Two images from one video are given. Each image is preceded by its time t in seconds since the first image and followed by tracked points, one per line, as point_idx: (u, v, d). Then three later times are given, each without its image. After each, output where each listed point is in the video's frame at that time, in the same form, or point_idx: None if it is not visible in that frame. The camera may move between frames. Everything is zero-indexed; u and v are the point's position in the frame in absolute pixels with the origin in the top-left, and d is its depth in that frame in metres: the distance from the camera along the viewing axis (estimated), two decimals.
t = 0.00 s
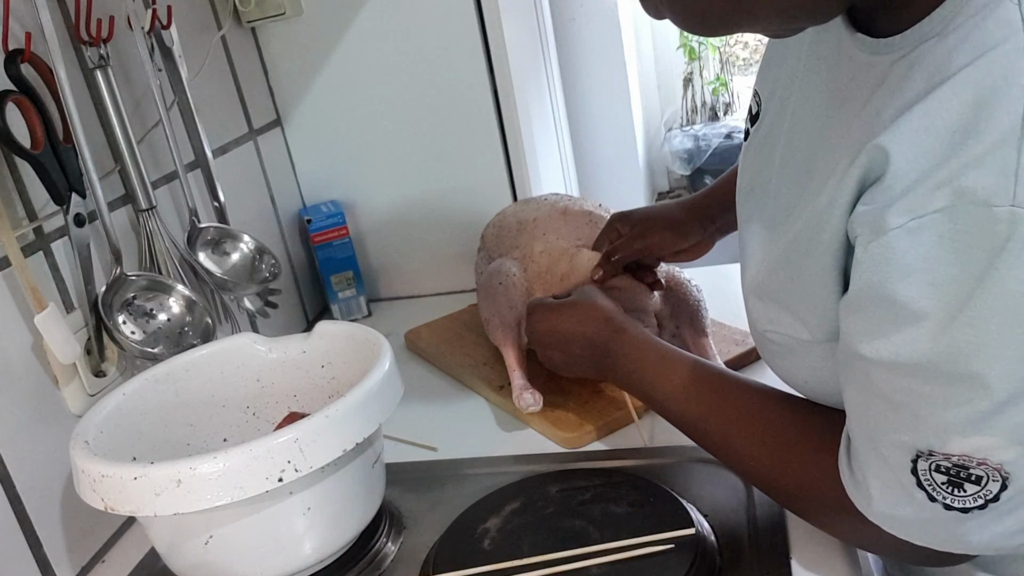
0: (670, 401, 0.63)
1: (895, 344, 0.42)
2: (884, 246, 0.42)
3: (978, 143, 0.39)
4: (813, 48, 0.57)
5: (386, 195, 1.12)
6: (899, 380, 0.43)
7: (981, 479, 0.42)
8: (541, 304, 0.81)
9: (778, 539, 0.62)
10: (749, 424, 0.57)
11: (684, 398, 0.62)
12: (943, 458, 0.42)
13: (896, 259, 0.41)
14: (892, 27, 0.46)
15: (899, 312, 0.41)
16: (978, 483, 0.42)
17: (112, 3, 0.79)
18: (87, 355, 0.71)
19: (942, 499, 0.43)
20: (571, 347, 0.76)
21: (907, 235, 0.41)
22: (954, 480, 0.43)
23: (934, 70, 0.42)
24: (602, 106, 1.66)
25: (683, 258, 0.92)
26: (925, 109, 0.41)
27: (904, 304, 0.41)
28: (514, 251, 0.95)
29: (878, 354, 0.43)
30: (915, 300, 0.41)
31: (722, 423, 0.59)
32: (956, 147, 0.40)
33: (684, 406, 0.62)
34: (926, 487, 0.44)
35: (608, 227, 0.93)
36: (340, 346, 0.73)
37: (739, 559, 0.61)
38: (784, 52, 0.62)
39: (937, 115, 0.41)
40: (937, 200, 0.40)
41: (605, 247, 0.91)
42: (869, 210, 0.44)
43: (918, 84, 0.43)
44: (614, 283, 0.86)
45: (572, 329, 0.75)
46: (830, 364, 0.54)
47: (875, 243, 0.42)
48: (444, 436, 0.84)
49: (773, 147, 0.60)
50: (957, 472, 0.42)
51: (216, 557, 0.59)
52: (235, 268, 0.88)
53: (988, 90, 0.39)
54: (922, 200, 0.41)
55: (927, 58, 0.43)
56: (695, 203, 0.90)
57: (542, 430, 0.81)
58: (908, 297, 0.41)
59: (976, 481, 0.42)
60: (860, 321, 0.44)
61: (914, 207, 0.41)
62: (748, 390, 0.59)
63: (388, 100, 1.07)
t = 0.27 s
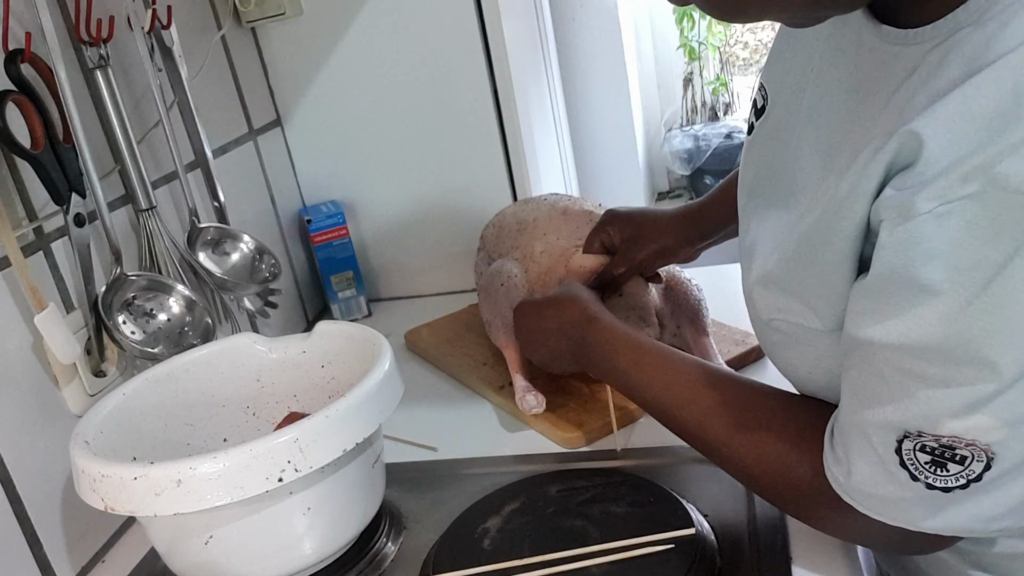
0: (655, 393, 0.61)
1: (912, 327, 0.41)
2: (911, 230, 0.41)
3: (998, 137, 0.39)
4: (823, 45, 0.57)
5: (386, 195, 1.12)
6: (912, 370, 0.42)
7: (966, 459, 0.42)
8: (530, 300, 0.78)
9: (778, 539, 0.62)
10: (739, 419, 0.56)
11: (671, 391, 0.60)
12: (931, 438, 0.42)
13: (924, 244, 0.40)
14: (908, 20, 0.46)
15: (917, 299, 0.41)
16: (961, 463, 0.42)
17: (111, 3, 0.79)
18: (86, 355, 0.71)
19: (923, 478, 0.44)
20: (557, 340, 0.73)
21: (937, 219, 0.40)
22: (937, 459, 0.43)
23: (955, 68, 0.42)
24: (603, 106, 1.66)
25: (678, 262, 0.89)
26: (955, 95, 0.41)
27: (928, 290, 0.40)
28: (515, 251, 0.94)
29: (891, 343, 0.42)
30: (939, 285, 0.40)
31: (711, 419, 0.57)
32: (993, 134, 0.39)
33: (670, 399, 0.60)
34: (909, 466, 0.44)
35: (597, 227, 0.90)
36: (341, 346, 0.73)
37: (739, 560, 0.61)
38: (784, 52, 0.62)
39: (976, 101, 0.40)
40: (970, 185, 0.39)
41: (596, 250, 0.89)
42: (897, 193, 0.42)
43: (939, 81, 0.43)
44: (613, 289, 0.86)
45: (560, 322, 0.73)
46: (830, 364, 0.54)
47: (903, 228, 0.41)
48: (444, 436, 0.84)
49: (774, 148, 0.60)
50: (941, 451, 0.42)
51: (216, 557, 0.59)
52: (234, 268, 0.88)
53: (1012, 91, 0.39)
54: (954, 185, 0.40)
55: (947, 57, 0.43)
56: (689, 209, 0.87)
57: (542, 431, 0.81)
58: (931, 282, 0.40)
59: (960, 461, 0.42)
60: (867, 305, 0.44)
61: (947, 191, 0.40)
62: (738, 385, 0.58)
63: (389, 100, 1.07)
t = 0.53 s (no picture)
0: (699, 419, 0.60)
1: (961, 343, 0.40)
2: (960, 241, 0.39)
3: (1005, 133, 0.39)
4: (828, 43, 0.57)
5: (386, 196, 1.12)
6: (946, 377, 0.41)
7: None
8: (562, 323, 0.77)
9: (779, 539, 0.62)
10: (785, 446, 0.54)
11: (715, 417, 0.59)
12: (996, 463, 0.40)
13: (978, 255, 0.39)
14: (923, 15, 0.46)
15: (961, 308, 0.40)
16: None
17: (111, 3, 0.79)
18: (87, 355, 0.71)
19: (990, 505, 0.42)
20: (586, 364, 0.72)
21: (987, 228, 0.38)
22: (1007, 487, 0.41)
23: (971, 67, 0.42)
24: (602, 106, 1.66)
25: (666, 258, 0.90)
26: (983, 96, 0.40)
27: (981, 303, 0.39)
28: (514, 252, 0.94)
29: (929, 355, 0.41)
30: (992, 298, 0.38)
31: (755, 445, 0.56)
32: None
33: (712, 425, 0.59)
34: (975, 494, 0.42)
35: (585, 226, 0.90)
36: (341, 346, 0.73)
37: (739, 559, 0.61)
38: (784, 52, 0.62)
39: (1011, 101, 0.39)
40: (1017, 190, 0.38)
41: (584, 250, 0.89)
42: (936, 201, 0.41)
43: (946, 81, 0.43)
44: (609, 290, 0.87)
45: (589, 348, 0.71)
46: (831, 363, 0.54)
47: (948, 239, 0.40)
48: (444, 435, 0.84)
49: (774, 147, 0.60)
50: (1008, 477, 0.40)
51: (216, 557, 0.59)
52: (234, 268, 0.88)
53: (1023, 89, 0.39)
54: (1000, 190, 0.38)
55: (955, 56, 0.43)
56: (675, 206, 0.88)
57: (542, 430, 0.81)
58: (986, 296, 0.39)
59: None
60: (914, 321, 0.43)
61: (993, 198, 0.38)
62: (784, 410, 0.56)
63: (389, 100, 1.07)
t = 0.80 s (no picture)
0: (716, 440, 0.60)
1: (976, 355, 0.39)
2: (965, 246, 0.39)
3: (1005, 131, 0.39)
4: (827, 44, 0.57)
5: (386, 196, 1.12)
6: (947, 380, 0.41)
7: None
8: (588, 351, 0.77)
9: (780, 539, 0.62)
10: (810, 462, 0.53)
11: (733, 437, 0.58)
12: None
13: (980, 262, 0.39)
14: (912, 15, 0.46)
15: (960, 311, 0.39)
16: None
17: (111, 3, 0.79)
18: (87, 355, 0.71)
19: None
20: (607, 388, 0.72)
21: (989, 234, 0.38)
22: None
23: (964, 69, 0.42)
24: (602, 106, 1.66)
25: (665, 257, 0.92)
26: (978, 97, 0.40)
27: (988, 309, 0.38)
28: (514, 252, 0.94)
29: (932, 356, 0.41)
30: (1000, 303, 0.38)
31: (777, 463, 0.55)
32: None
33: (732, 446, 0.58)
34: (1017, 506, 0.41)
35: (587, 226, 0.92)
36: (340, 346, 0.73)
37: (738, 559, 0.61)
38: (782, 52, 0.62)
39: (1004, 103, 0.39)
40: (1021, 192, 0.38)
41: (586, 248, 0.90)
42: (936, 205, 0.41)
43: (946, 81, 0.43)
44: (609, 288, 0.87)
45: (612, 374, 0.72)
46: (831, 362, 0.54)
47: (950, 244, 0.40)
48: (444, 435, 0.84)
49: (774, 147, 0.60)
50: None
51: (216, 557, 0.59)
52: (234, 268, 0.88)
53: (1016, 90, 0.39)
54: (1002, 193, 0.38)
55: (955, 54, 0.43)
56: (675, 204, 0.92)
57: (542, 430, 0.81)
58: (990, 300, 0.38)
59: None
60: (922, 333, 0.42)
61: (995, 201, 0.38)
62: (803, 424, 0.56)
63: (388, 100, 1.07)
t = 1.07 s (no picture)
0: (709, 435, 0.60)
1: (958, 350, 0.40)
2: (929, 243, 0.40)
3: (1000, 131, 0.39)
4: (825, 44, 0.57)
5: (386, 195, 1.12)
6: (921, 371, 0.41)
7: None
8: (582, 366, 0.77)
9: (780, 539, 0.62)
10: (802, 451, 0.54)
11: (737, 434, 0.58)
12: None
13: (946, 258, 0.39)
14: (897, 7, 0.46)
15: (931, 304, 0.40)
16: None
17: (111, 3, 0.79)
18: (87, 355, 0.71)
19: None
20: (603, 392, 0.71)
21: (954, 229, 0.39)
22: None
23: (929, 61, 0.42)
24: (602, 106, 1.66)
25: (673, 247, 0.92)
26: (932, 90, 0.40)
27: (958, 303, 0.39)
28: (520, 248, 0.95)
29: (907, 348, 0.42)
30: (972, 297, 0.39)
31: (779, 456, 0.55)
32: (979, 130, 0.39)
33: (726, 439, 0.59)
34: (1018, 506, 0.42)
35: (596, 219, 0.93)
36: (341, 346, 0.73)
37: (738, 559, 0.61)
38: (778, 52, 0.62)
39: (959, 97, 0.40)
40: (982, 186, 0.39)
41: (597, 238, 0.91)
42: (901, 201, 0.41)
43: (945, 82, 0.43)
44: (620, 280, 0.87)
45: (605, 380, 0.71)
46: (830, 362, 0.54)
47: (918, 241, 0.40)
48: (444, 435, 0.84)
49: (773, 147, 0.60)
50: None
51: (216, 557, 0.59)
52: (234, 268, 0.88)
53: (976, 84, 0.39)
54: (965, 187, 0.39)
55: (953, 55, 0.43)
56: (684, 193, 0.91)
57: (542, 430, 0.81)
58: (959, 295, 0.39)
59: None
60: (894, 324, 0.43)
61: (959, 197, 0.39)
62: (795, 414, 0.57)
63: (388, 100, 1.07)
